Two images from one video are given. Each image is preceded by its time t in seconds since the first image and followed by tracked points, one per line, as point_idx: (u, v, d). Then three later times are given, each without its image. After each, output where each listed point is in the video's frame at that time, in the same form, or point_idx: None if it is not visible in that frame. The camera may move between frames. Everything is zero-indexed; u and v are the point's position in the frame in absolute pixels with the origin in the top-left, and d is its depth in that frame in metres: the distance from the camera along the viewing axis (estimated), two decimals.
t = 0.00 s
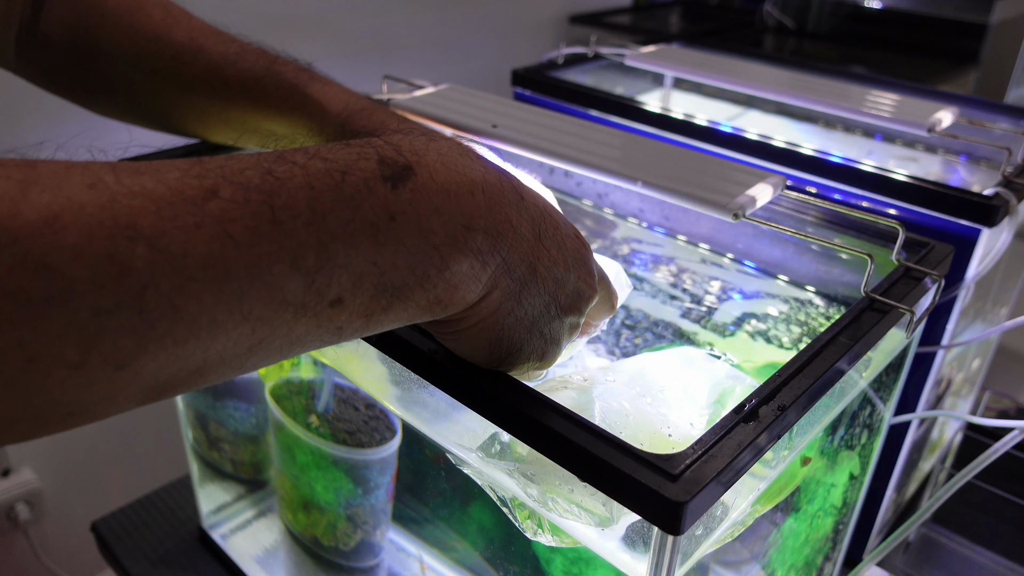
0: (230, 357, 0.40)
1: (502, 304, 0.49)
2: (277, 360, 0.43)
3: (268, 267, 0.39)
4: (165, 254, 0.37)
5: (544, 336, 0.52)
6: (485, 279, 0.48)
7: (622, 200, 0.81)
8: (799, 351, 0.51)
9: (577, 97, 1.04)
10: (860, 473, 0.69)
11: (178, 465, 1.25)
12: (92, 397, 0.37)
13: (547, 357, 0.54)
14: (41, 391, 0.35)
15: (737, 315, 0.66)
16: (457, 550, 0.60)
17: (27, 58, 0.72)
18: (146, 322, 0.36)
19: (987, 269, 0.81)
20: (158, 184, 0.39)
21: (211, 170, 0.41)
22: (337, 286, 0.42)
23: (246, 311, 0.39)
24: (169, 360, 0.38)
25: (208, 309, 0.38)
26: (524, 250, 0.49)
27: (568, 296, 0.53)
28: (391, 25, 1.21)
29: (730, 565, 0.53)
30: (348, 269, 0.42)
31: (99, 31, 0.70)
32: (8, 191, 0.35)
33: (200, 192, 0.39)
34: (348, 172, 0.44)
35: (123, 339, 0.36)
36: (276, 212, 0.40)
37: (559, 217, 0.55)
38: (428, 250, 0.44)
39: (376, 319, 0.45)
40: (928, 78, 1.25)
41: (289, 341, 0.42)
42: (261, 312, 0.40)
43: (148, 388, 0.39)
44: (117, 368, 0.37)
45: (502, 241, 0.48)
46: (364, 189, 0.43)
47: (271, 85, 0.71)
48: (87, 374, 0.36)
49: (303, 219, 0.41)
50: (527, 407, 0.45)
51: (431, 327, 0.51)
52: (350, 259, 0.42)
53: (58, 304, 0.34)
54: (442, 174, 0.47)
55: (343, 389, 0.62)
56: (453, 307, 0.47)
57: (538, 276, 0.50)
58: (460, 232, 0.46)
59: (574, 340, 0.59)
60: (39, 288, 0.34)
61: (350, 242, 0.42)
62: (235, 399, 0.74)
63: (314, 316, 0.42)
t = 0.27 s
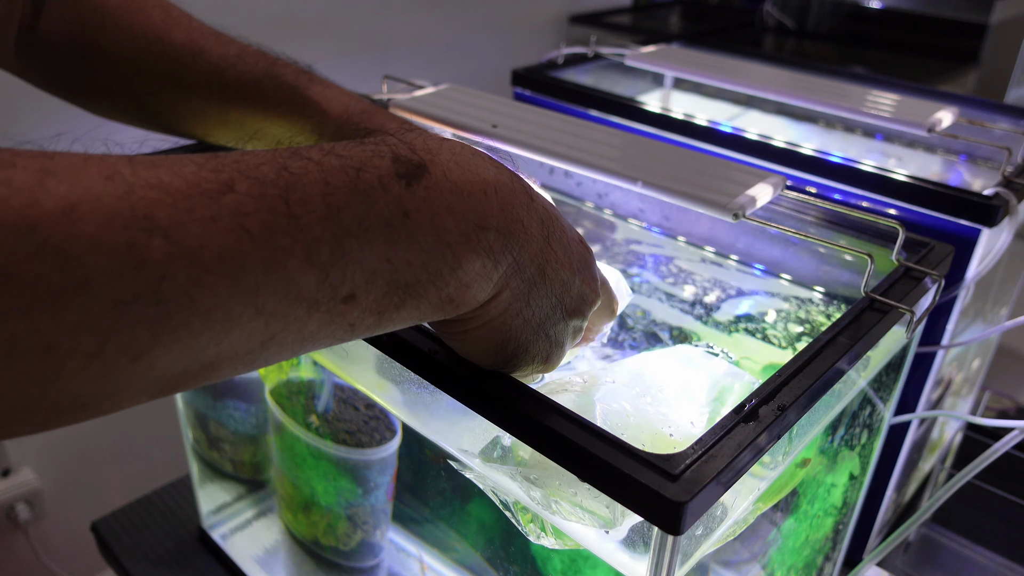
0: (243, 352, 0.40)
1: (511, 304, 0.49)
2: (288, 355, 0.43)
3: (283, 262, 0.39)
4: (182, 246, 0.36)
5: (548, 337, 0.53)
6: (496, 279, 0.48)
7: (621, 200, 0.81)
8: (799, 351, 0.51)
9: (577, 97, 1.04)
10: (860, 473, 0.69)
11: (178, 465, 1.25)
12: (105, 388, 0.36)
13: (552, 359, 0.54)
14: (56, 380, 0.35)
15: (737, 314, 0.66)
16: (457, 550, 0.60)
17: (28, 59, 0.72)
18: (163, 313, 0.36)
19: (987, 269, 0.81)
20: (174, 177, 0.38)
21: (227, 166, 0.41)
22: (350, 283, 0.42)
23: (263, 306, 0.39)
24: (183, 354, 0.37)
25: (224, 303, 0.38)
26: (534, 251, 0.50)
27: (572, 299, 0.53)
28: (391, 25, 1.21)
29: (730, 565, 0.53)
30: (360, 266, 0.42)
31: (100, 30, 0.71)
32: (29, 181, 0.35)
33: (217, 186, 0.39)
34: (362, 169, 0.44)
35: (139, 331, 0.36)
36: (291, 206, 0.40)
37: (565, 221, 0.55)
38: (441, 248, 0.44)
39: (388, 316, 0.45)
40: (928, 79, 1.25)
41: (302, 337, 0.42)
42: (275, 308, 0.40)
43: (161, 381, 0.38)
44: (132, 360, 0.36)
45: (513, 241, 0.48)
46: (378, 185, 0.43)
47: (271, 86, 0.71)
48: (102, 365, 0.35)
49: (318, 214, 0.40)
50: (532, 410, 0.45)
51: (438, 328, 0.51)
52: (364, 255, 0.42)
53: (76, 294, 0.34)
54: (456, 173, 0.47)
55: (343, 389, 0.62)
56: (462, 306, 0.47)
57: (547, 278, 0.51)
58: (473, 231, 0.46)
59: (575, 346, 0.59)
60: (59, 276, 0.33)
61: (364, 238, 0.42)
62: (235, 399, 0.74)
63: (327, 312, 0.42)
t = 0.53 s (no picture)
0: (252, 348, 0.40)
1: (519, 304, 0.49)
2: (296, 353, 0.43)
3: (294, 258, 0.39)
4: (195, 240, 0.36)
5: (556, 338, 0.53)
6: (505, 279, 0.48)
7: (621, 200, 0.81)
8: (799, 351, 0.51)
9: (577, 97, 1.04)
10: (860, 473, 0.69)
11: (177, 465, 1.25)
12: (115, 381, 0.36)
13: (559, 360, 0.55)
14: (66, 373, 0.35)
15: (737, 315, 0.66)
16: (457, 550, 0.60)
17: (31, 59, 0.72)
18: (175, 306, 0.36)
19: (987, 269, 0.81)
20: (188, 172, 0.38)
21: (240, 162, 0.41)
22: (361, 280, 0.42)
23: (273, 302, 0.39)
24: (193, 348, 0.37)
25: (235, 297, 0.37)
26: (541, 251, 0.50)
27: (579, 300, 0.54)
28: (391, 24, 1.21)
29: (730, 565, 0.53)
30: (372, 264, 0.42)
31: (103, 29, 0.71)
32: (40, 175, 0.35)
33: (229, 182, 0.39)
34: (373, 168, 0.44)
35: (151, 325, 0.36)
36: (303, 203, 0.40)
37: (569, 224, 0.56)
38: (452, 248, 0.45)
39: (398, 314, 0.45)
40: (928, 78, 1.25)
41: (311, 335, 0.42)
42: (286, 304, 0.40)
43: (171, 376, 0.38)
44: (143, 353, 0.36)
45: (523, 241, 0.48)
46: (389, 184, 0.43)
47: (272, 86, 0.71)
48: (112, 359, 0.35)
49: (329, 211, 0.40)
50: (536, 412, 0.45)
51: (446, 328, 0.51)
52: (376, 254, 0.42)
53: (84, 288, 0.34)
54: (467, 173, 0.48)
55: (343, 388, 0.62)
56: (471, 304, 0.47)
57: (554, 278, 0.51)
58: (484, 231, 0.46)
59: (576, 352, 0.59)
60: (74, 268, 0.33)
61: (374, 237, 0.42)
62: (235, 399, 0.74)
63: (337, 309, 0.42)
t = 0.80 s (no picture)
0: (224, 335, 0.39)
1: (520, 274, 0.49)
2: (273, 337, 0.42)
3: (256, 236, 0.38)
4: (145, 225, 0.35)
5: (569, 308, 0.53)
6: (499, 248, 0.47)
7: (621, 200, 0.81)
8: (800, 350, 0.51)
9: (577, 97, 1.04)
10: (860, 473, 0.69)
11: (178, 465, 1.25)
12: (82, 378, 0.35)
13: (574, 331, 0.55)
14: (38, 373, 0.34)
15: (737, 314, 0.66)
16: (457, 550, 0.60)
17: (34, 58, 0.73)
18: (133, 297, 0.35)
19: (987, 269, 0.81)
20: (137, 155, 0.37)
21: (194, 140, 0.40)
22: (333, 255, 0.40)
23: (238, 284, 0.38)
24: (157, 339, 0.36)
25: (193, 281, 0.36)
26: (539, 215, 0.49)
27: (589, 268, 0.53)
28: (391, 24, 1.21)
29: (730, 565, 0.53)
30: (345, 231, 0.41)
31: (102, 30, 0.71)
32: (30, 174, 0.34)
33: (183, 162, 0.38)
34: (339, 135, 0.43)
35: (107, 318, 0.35)
36: (262, 178, 0.39)
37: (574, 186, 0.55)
38: (431, 215, 0.43)
39: (379, 290, 0.43)
40: (928, 79, 1.25)
41: (286, 317, 0.41)
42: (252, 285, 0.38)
43: (139, 369, 0.37)
44: (103, 348, 0.35)
45: (510, 206, 0.47)
46: (357, 150, 0.42)
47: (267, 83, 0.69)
48: (71, 356, 0.35)
49: (292, 183, 0.39)
50: (539, 414, 0.45)
51: (450, 305, 0.52)
52: (348, 222, 0.41)
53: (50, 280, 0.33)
54: (442, 136, 0.46)
55: (343, 388, 0.62)
56: (468, 275, 0.46)
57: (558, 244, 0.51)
58: (466, 195, 0.45)
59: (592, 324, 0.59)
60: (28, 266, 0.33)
61: (344, 207, 0.40)
62: (235, 399, 0.74)
63: (311, 288, 0.40)
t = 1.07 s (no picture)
0: (222, 338, 0.39)
1: (518, 277, 0.48)
2: (272, 341, 0.42)
3: (255, 240, 0.38)
4: (146, 230, 0.35)
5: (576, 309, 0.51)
6: (493, 251, 0.46)
7: (622, 200, 0.81)
8: (799, 351, 0.51)
9: (578, 97, 1.04)
10: (860, 474, 0.69)
11: (178, 465, 1.25)
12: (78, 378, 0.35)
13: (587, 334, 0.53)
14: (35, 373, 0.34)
15: (737, 315, 0.66)
16: (457, 550, 0.60)
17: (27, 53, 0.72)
18: (135, 301, 0.35)
19: (987, 269, 0.81)
20: (137, 161, 0.38)
21: (193, 146, 0.40)
22: (329, 260, 0.40)
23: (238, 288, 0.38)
24: (157, 343, 0.36)
25: (193, 285, 0.36)
26: (536, 217, 0.48)
27: (595, 266, 0.51)
28: (391, 24, 1.21)
29: (730, 565, 0.53)
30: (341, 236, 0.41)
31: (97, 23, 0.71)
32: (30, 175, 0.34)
33: (182, 168, 0.38)
34: (333, 141, 0.43)
35: (107, 320, 0.35)
36: (259, 182, 0.39)
37: (577, 188, 0.54)
38: (423, 218, 0.43)
39: (375, 293, 0.43)
40: (928, 78, 1.25)
41: (284, 321, 0.41)
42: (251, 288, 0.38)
43: (138, 372, 0.37)
44: (103, 351, 0.35)
45: (503, 210, 0.47)
46: (350, 156, 0.42)
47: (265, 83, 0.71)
48: (72, 359, 0.35)
49: (288, 188, 0.39)
50: (541, 414, 0.45)
51: (453, 312, 0.51)
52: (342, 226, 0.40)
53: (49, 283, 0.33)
54: (434, 142, 0.46)
55: (343, 388, 0.62)
56: (465, 279, 0.46)
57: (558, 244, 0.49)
58: (459, 199, 0.45)
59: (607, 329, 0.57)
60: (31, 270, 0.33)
61: (339, 211, 0.40)
62: (235, 399, 0.74)
63: (308, 293, 0.40)
